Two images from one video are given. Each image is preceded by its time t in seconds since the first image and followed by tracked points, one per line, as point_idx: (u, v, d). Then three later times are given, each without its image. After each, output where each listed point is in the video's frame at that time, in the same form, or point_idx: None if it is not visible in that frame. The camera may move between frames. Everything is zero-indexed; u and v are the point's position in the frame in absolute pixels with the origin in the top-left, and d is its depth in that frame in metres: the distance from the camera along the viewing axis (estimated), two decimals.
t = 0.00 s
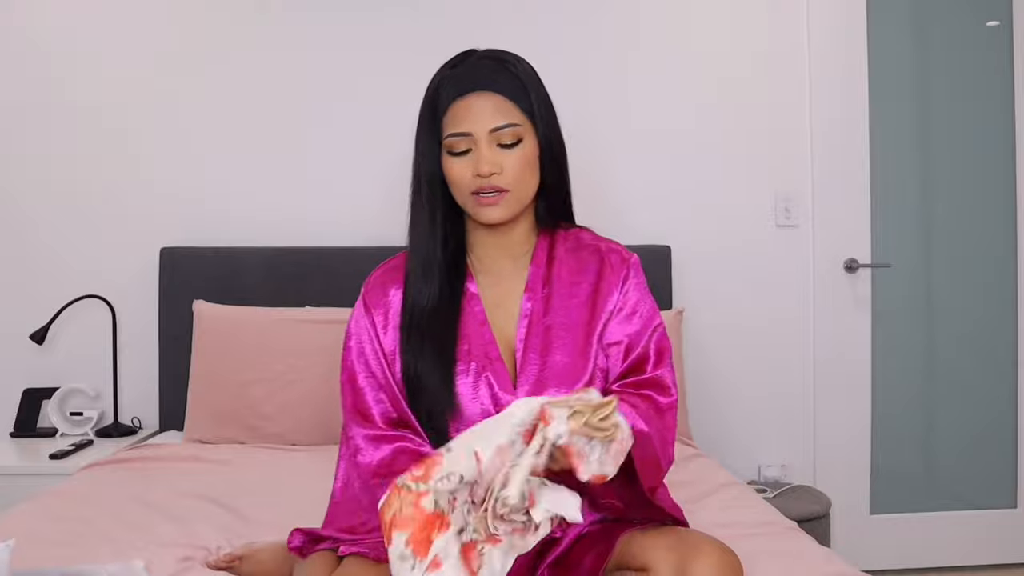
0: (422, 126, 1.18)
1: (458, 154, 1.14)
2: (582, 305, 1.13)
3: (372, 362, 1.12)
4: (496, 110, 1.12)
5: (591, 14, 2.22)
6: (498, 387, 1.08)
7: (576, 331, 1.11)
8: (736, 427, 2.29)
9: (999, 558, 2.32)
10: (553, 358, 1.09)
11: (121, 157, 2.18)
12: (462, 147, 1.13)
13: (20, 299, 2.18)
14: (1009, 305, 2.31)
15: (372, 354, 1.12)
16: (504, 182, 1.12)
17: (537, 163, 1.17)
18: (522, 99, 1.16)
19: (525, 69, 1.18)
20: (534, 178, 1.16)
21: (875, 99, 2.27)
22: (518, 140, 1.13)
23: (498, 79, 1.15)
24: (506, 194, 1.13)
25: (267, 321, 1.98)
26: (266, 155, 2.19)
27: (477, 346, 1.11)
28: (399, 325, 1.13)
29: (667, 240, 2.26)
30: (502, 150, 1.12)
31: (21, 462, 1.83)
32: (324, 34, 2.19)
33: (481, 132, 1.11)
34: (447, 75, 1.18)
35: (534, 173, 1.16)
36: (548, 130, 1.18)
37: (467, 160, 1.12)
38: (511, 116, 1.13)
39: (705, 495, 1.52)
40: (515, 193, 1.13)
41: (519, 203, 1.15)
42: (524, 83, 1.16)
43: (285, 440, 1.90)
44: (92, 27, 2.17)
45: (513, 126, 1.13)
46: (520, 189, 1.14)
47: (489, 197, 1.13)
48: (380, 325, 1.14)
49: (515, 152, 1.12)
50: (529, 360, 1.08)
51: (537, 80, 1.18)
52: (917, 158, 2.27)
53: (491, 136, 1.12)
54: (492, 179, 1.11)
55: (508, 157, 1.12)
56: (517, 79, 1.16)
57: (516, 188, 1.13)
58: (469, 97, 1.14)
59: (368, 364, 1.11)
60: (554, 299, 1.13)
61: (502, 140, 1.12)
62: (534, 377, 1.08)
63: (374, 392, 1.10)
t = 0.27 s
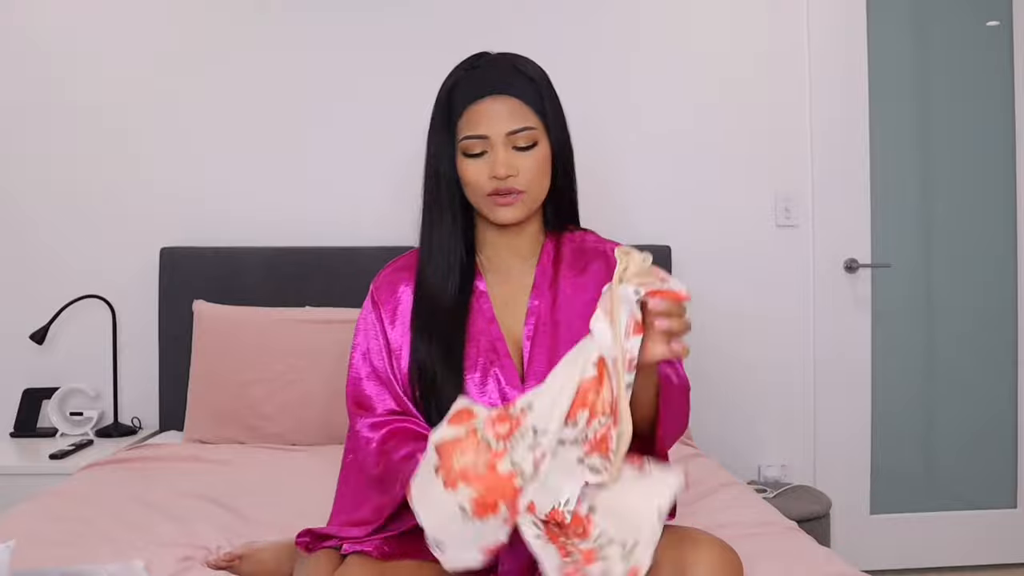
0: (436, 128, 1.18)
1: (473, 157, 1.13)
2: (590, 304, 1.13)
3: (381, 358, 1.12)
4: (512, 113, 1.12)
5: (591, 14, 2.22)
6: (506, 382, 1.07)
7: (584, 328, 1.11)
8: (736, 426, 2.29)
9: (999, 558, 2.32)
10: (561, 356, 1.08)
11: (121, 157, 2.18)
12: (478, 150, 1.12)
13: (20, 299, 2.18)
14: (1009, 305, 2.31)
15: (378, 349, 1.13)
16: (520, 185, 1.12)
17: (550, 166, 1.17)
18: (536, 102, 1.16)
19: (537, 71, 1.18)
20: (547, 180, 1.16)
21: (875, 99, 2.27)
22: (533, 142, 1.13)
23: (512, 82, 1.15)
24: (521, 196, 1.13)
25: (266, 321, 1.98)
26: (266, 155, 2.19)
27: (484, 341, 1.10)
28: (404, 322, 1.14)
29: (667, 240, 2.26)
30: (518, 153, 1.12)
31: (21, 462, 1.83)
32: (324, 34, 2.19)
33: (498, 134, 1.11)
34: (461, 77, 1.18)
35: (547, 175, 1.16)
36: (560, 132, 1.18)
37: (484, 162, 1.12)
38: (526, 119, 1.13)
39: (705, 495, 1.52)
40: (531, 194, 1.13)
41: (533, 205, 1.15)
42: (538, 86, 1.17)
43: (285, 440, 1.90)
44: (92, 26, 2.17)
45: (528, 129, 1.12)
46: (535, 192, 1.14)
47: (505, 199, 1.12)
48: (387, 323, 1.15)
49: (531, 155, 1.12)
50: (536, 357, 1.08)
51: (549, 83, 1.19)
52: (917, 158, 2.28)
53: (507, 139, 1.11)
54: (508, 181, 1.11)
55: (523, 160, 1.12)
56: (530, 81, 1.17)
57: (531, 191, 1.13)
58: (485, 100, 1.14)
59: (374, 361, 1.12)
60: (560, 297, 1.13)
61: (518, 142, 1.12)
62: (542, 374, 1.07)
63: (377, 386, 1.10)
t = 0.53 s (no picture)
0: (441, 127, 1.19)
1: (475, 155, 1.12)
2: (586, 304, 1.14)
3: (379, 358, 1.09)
4: (516, 114, 1.12)
5: (591, 14, 2.22)
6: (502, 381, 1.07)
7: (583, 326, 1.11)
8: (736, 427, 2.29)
9: (999, 558, 2.32)
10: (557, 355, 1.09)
11: (121, 158, 2.18)
12: (480, 149, 1.11)
13: (20, 299, 2.18)
14: (1009, 305, 2.31)
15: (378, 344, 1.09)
16: (521, 184, 1.11)
17: (551, 167, 1.16)
18: (540, 103, 1.17)
19: (540, 73, 1.20)
20: (547, 181, 1.15)
21: (875, 100, 2.27)
22: (535, 143, 1.13)
23: (516, 82, 1.16)
24: (522, 196, 1.12)
25: (266, 321, 1.98)
26: (266, 155, 2.19)
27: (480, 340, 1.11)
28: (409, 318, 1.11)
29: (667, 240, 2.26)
30: (520, 153, 1.11)
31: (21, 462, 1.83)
32: (324, 34, 2.19)
33: (501, 133, 1.10)
34: (466, 78, 1.19)
35: (548, 177, 1.16)
36: (562, 134, 1.18)
37: (486, 161, 1.11)
38: (529, 120, 1.13)
39: (705, 495, 1.52)
40: (531, 195, 1.12)
41: (534, 205, 1.14)
42: (541, 88, 1.18)
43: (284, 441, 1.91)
44: (92, 27, 2.17)
45: (530, 130, 1.12)
46: (536, 192, 1.13)
47: (506, 198, 1.11)
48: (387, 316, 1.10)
49: (533, 155, 1.12)
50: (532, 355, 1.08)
51: (551, 85, 1.20)
52: (917, 158, 2.28)
53: (509, 138, 1.11)
54: (510, 180, 1.10)
55: (525, 160, 1.11)
56: (534, 83, 1.18)
57: (532, 191, 1.12)
58: (489, 99, 1.13)
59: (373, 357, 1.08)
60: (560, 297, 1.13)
61: (520, 143, 1.11)
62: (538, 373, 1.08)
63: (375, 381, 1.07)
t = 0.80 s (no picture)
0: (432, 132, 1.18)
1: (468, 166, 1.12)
2: (587, 305, 1.13)
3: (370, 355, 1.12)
4: (508, 123, 1.11)
5: (591, 14, 2.21)
6: (499, 383, 1.07)
7: (580, 331, 1.11)
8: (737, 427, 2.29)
9: (999, 557, 2.32)
10: (557, 357, 1.09)
11: (121, 157, 2.18)
12: (473, 159, 1.10)
13: (20, 299, 2.18)
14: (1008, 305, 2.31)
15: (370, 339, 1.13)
16: (515, 195, 1.10)
17: (545, 175, 1.16)
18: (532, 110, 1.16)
19: (532, 77, 1.19)
20: (541, 190, 1.15)
21: (875, 99, 2.27)
22: (529, 153, 1.12)
23: (509, 89, 1.15)
24: (515, 206, 1.12)
25: (265, 321, 1.98)
26: (265, 155, 2.19)
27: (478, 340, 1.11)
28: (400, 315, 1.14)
29: (667, 240, 2.26)
30: (513, 163, 1.11)
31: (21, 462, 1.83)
32: (325, 34, 2.19)
33: (493, 144, 1.10)
34: (459, 83, 1.17)
35: (542, 186, 1.15)
36: (555, 139, 1.18)
37: (478, 172, 1.10)
38: (522, 129, 1.12)
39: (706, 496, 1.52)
40: (525, 204, 1.12)
41: (527, 214, 1.14)
42: (533, 93, 1.17)
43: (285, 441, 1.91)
44: (91, 27, 2.17)
45: (524, 140, 1.11)
46: (529, 202, 1.13)
47: (500, 208, 1.11)
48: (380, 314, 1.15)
49: (527, 165, 1.11)
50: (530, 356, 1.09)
51: (544, 90, 1.19)
52: (916, 158, 2.28)
53: (502, 149, 1.10)
54: (503, 191, 1.10)
55: (519, 170, 1.11)
56: (526, 88, 1.17)
57: (525, 201, 1.12)
58: (482, 109, 1.13)
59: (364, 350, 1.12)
60: (557, 301, 1.13)
61: (513, 152, 1.11)
62: (537, 375, 1.08)
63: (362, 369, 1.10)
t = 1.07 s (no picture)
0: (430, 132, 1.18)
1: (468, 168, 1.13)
2: (586, 306, 1.13)
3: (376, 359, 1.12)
4: (507, 125, 1.12)
5: (591, 14, 2.21)
6: (500, 382, 1.06)
7: (581, 332, 1.11)
8: (737, 427, 2.29)
9: (999, 558, 2.32)
10: (557, 357, 1.08)
11: (121, 158, 2.18)
12: (473, 162, 1.12)
13: (20, 299, 2.18)
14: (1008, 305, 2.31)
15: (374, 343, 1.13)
16: (515, 196, 1.12)
17: (545, 174, 1.17)
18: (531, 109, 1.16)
19: (530, 76, 1.18)
20: (541, 190, 1.17)
21: (875, 99, 2.27)
22: (528, 154, 1.13)
23: (506, 89, 1.15)
24: (516, 207, 1.13)
25: (265, 321, 1.98)
26: (265, 155, 2.19)
27: (479, 339, 1.10)
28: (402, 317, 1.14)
29: (667, 240, 2.26)
30: (513, 164, 1.13)
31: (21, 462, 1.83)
32: (324, 34, 2.19)
33: (493, 146, 1.11)
34: (457, 83, 1.17)
35: (542, 185, 1.17)
36: (554, 138, 1.18)
37: (479, 174, 1.12)
38: (522, 130, 1.13)
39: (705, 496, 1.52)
40: (525, 204, 1.14)
41: (528, 214, 1.15)
42: (532, 93, 1.16)
43: (285, 441, 1.91)
44: (91, 27, 2.17)
45: (524, 141, 1.12)
46: (529, 202, 1.14)
47: (500, 209, 1.13)
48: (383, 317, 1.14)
49: (526, 166, 1.13)
50: (530, 356, 1.08)
51: (543, 88, 1.18)
52: (916, 158, 2.28)
53: (502, 151, 1.12)
54: (503, 192, 1.12)
55: (518, 171, 1.12)
56: (525, 88, 1.16)
57: (525, 201, 1.14)
58: (480, 109, 1.13)
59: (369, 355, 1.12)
60: (557, 302, 1.13)
61: (512, 154, 1.12)
62: (538, 375, 1.07)
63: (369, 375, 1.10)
